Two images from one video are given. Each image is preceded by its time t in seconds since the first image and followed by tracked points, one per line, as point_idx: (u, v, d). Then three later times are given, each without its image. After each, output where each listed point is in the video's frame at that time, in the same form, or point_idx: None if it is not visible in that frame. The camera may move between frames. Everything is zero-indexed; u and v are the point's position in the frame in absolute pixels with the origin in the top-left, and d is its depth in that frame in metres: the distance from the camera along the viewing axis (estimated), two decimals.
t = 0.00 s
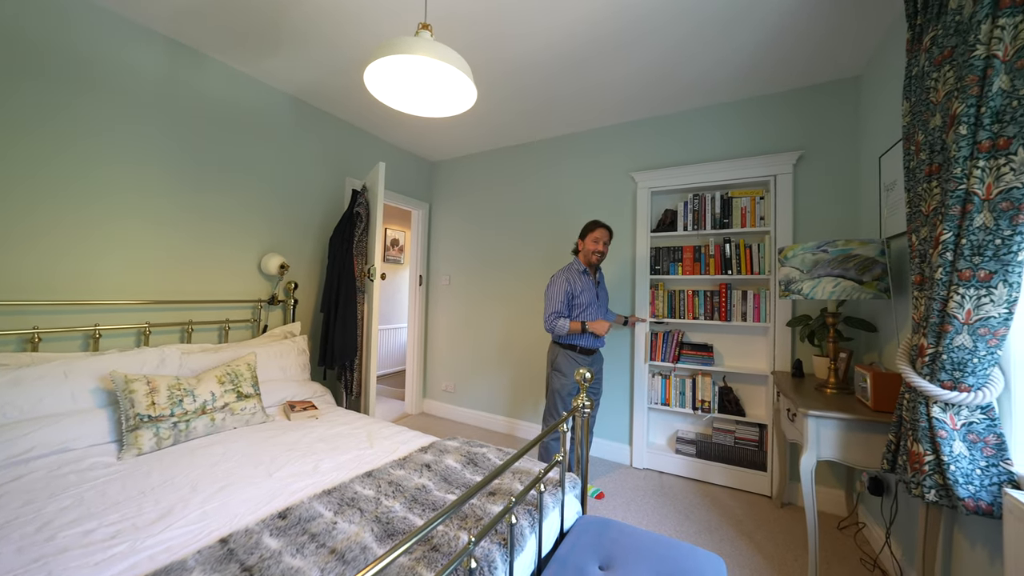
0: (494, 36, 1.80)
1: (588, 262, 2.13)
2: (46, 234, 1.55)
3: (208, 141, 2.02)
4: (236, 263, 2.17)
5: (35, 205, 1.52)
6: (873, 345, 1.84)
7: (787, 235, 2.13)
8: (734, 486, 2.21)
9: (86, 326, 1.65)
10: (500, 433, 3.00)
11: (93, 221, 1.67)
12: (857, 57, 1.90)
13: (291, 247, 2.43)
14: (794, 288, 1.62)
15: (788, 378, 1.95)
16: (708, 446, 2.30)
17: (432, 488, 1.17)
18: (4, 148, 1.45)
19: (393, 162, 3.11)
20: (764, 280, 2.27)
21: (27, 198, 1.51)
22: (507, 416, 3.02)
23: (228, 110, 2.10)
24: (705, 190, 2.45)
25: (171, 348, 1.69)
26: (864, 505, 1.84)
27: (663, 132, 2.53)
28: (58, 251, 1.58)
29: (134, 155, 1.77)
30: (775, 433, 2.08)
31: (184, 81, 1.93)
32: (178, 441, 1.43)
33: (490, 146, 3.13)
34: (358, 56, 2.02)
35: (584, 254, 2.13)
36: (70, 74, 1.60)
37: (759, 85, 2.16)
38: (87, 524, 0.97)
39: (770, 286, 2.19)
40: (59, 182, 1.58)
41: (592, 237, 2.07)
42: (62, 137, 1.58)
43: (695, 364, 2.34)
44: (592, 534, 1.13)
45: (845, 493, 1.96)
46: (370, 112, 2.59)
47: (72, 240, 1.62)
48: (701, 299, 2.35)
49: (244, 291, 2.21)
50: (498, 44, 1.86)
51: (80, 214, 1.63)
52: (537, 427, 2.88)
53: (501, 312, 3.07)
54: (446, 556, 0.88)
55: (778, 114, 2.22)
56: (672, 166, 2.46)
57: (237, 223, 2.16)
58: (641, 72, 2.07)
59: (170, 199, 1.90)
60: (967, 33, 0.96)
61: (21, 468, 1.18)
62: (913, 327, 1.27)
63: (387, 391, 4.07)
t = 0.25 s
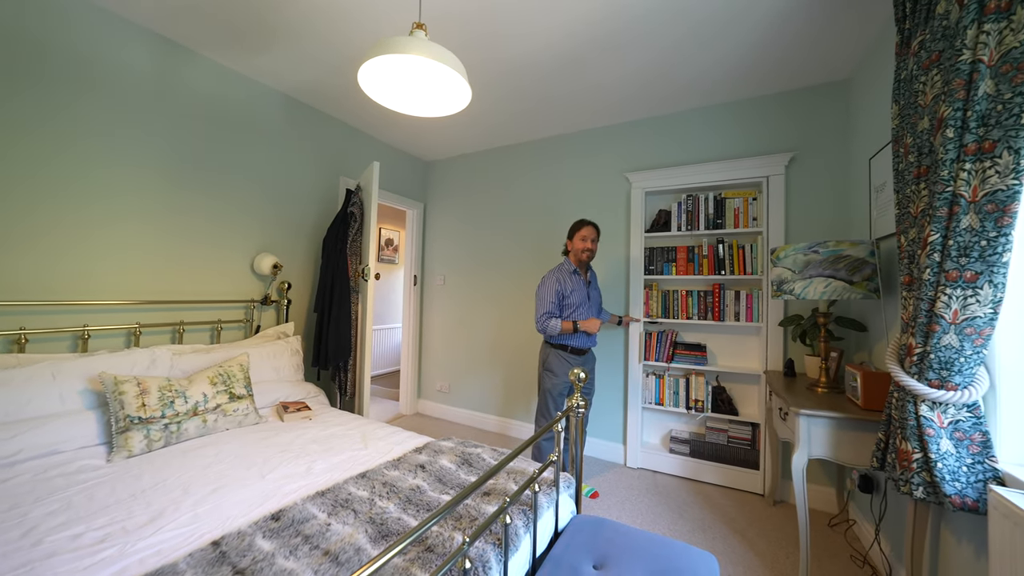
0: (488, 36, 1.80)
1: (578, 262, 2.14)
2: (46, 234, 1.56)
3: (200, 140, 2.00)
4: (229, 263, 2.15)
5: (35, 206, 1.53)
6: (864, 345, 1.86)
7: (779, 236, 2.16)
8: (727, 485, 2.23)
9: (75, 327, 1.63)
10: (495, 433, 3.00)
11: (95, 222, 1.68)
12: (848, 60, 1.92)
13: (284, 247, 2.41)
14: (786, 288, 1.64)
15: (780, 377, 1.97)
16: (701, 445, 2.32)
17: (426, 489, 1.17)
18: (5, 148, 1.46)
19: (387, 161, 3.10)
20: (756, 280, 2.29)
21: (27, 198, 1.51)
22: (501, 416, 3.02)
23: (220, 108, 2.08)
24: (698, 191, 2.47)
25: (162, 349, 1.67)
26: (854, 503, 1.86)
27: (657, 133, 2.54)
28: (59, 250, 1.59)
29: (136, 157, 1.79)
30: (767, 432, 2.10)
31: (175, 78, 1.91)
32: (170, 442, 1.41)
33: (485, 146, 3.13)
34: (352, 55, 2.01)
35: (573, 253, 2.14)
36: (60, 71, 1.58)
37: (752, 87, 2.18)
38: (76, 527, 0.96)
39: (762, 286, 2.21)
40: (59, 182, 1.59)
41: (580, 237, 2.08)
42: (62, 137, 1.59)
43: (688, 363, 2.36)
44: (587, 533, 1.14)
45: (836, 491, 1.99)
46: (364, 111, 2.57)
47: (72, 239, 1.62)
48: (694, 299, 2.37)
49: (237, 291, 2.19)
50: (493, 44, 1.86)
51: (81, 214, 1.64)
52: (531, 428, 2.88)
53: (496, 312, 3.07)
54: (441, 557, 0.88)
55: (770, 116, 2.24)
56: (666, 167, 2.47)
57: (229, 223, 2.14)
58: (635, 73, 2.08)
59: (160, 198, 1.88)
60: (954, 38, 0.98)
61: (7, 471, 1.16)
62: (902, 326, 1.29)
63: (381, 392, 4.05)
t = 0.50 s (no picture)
0: (483, 36, 1.80)
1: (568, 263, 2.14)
2: (47, 233, 1.57)
3: (191, 138, 1.98)
4: (221, 263, 2.13)
5: (35, 205, 1.54)
6: (854, 345, 1.89)
7: (771, 236, 2.18)
8: (720, 483, 2.25)
9: (63, 328, 1.61)
10: (490, 433, 3.00)
11: (95, 222, 1.69)
12: (839, 63, 1.95)
13: (277, 247, 2.39)
14: (778, 288, 1.66)
15: (772, 377, 1.99)
16: (695, 444, 2.33)
17: (421, 490, 1.17)
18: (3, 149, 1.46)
19: (381, 161, 3.09)
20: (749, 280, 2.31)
21: (28, 198, 1.52)
22: (496, 416, 3.02)
23: (212, 106, 2.06)
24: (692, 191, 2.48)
25: (152, 349, 1.65)
26: (845, 500, 1.89)
27: (651, 134, 2.56)
28: (58, 248, 1.60)
29: (130, 156, 1.79)
30: (759, 431, 2.12)
31: (166, 75, 1.89)
32: (160, 445, 1.40)
33: (479, 146, 3.13)
34: (346, 54, 2.00)
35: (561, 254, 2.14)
36: (50, 68, 1.56)
37: (744, 89, 2.20)
38: (64, 531, 0.94)
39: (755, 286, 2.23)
40: (53, 181, 1.58)
41: (568, 237, 2.08)
42: (60, 137, 1.59)
43: (682, 363, 2.37)
44: (581, 533, 1.14)
45: (827, 488, 2.01)
46: (358, 110, 2.56)
47: (74, 238, 1.64)
48: (687, 299, 2.39)
49: (229, 291, 2.17)
50: (488, 44, 1.86)
51: (82, 215, 1.65)
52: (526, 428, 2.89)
53: (491, 312, 3.07)
54: (435, 558, 0.88)
55: (762, 117, 2.26)
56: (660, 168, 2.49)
57: (221, 222, 2.12)
58: (629, 74, 2.09)
59: (150, 196, 1.85)
60: (942, 43, 0.99)
61: None
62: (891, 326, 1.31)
63: (375, 392, 4.04)
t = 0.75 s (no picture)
0: (477, 36, 1.80)
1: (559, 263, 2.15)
2: (47, 233, 1.57)
3: (182, 135, 1.95)
4: (212, 262, 2.10)
5: (16, 203, 1.50)
6: (843, 344, 1.92)
7: (763, 237, 2.20)
8: (712, 482, 2.27)
9: (49, 328, 1.57)
10: (484, 433, 2.99)
11: (83, 221, 1.66)
12: (829, 66, 1.97)
13: (269, 247, 2.36)
14: (770, 288, 1.67)
15: (764, 376, 2.01)
16: (688, 444, 2.35)
17: (414, 490, 1.16)
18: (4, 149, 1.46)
19: (375, 160, 3.07)
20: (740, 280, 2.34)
21: (27, 198, 1.52)
22: (490, 416, 3.02)
23: (203, 104, 2.03)
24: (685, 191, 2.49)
25: (141, 350, 1.62)
26: (834, 497, 1.92)
27: (645, 135, 2.57)
28: (58, 248, 1.60)
29: (119, 154, 1.75)
30: (751, 430, 2.15)
31: (155, 72, 1.86)
32: (149, 447, 1.37)
33: (473, 146, 3.12)
34: (340, 52, 1.98)
35: (552, 254, 2.13)
36: (35, 63, 1.53)
37: (737, 91, 2.23)
38: (50, 536, 0.92)
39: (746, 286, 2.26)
40: (42, 180, 1.56)
41: (560, 237, 2.08)
42: (46, 134, 1.56)
43: (675, 363, 2.39)
44: (575, 532, 1.15)
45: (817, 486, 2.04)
46: (352, 110, 2.55)
47: (67, 238, 1.62)
48: (680, 299, 2.40)
49: (220, 291, 2.14)
50: (483, 43, 1.86)
51: (86, 216, 1.67)
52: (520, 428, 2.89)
53: (485, 312, 3.07)
54: (429, 558, 0.87)
55: (754, 119, 2.29)
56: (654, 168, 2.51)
57: (212, 221, 2.09)
58: (623, 75, 2.10)
59: (140, 195, 1.82)
60: (929, 47, 1.01)
61: None
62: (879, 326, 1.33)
63: (368, 393, 4.01)
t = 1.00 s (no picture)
0: (472, 35, 1.79)
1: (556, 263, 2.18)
2: (24, 231, 1.52)
3: (171, 133, 1.92)
4: (202, 262, 2.07)
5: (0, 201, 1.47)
6: (833, 344, 1.95)
7: (755, 238, 2.23)
8: (704, 480, 2.29)
9: (34, 329, 1.54)
10: (479, 433, 2.99)
11: (70, 220, 1.63)
12: (820, 69, 2.00)
13: (261, 246, 2.34)
14: (761, 288, 1.70)
15: (755, 375, 2.03)
16: (681, 443, 2.37)
17: (408, 491, 1.16)
18: None
19: (369, 159, 3.05)
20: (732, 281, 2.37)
21: None
22: (485, 416, 3.02)
23: (192, 101, 2.00)
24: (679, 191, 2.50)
25: (129, 351, 1.60)
26: (824, 495, 1.94)
27: (638, 136, 2.59)
28: (43, 248, 1.57)
29: (106, 151, 1.73)
30: (743, 428, 2.17)
31: (143, 69, 1.83)
32: (138, 449, 1.35)
33: (468, 146, 3.12)
34: (333, 50, 1.97)
35: (553, 254, 2.15)
36: (20, 59, 1.50)
37: (729, 93, 2.25)
38: (34, 541, 0.91)
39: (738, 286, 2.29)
40: (27, 177, 1.53)
41: (566, 239, 2.11)
42: (31, 131, 1.53)
43: (668, 363, 2.40)
44: (569, 531, 1.15)
45: (807, 483, 2.07)
46: (345, 108, 2.53)
47: (54, 237, 1.59)
48: (674, 299, 2.42)
49: (211, 291, 2.11)
50: (478, 43, 1.85)
51: (73, 215, 1.64)
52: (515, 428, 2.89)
53: (480, 312, 3.06)
54: (423, 559, 0.87)
55: (746, 121, 2.31)
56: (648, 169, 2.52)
57: (202, 220, 2.07)
58: (617, 76, 2.11)
59: (128, 194, 1.79)
60: (915, 53, 1.03)
61: None
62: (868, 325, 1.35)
63: (362, 393, 3.99)
